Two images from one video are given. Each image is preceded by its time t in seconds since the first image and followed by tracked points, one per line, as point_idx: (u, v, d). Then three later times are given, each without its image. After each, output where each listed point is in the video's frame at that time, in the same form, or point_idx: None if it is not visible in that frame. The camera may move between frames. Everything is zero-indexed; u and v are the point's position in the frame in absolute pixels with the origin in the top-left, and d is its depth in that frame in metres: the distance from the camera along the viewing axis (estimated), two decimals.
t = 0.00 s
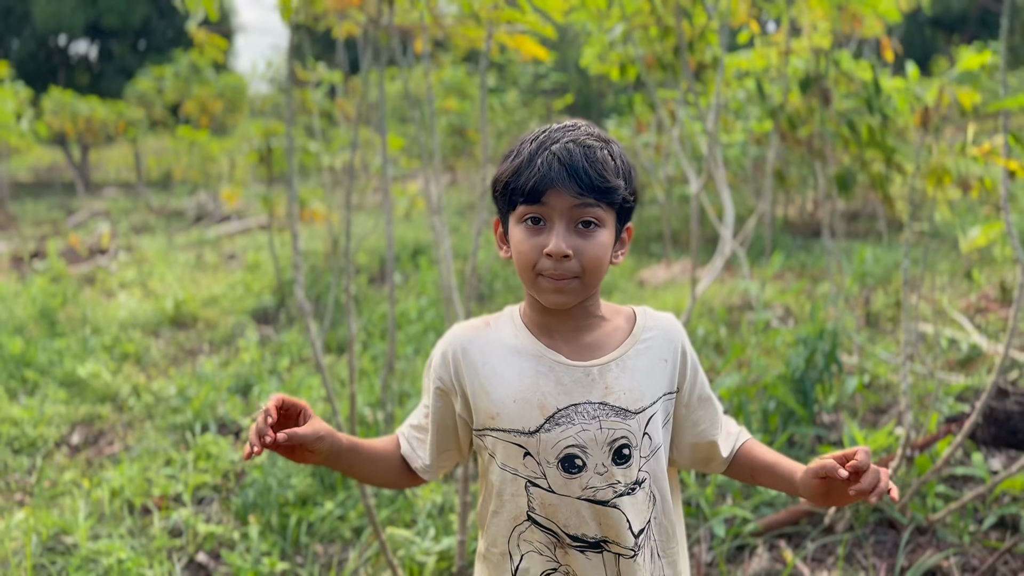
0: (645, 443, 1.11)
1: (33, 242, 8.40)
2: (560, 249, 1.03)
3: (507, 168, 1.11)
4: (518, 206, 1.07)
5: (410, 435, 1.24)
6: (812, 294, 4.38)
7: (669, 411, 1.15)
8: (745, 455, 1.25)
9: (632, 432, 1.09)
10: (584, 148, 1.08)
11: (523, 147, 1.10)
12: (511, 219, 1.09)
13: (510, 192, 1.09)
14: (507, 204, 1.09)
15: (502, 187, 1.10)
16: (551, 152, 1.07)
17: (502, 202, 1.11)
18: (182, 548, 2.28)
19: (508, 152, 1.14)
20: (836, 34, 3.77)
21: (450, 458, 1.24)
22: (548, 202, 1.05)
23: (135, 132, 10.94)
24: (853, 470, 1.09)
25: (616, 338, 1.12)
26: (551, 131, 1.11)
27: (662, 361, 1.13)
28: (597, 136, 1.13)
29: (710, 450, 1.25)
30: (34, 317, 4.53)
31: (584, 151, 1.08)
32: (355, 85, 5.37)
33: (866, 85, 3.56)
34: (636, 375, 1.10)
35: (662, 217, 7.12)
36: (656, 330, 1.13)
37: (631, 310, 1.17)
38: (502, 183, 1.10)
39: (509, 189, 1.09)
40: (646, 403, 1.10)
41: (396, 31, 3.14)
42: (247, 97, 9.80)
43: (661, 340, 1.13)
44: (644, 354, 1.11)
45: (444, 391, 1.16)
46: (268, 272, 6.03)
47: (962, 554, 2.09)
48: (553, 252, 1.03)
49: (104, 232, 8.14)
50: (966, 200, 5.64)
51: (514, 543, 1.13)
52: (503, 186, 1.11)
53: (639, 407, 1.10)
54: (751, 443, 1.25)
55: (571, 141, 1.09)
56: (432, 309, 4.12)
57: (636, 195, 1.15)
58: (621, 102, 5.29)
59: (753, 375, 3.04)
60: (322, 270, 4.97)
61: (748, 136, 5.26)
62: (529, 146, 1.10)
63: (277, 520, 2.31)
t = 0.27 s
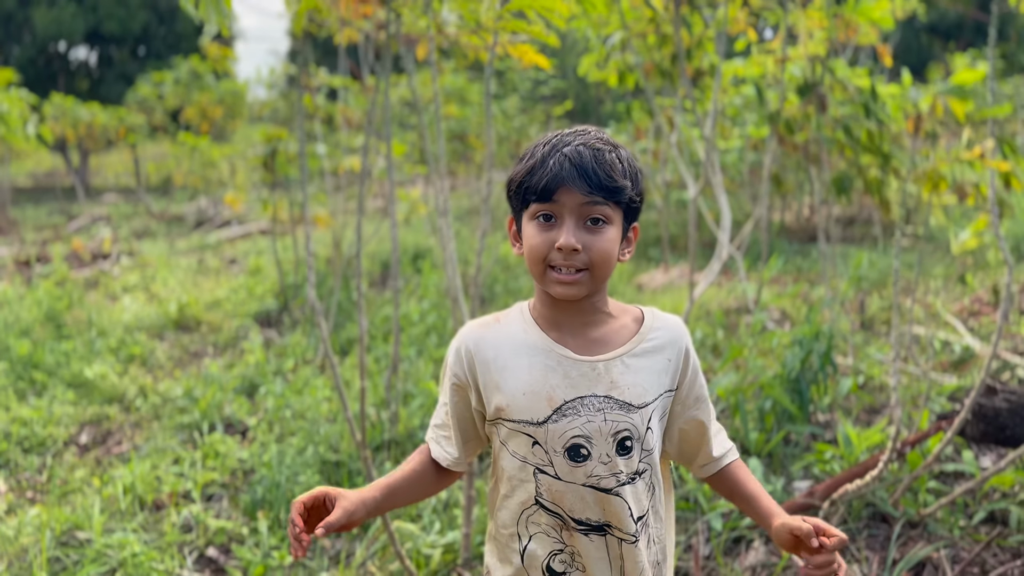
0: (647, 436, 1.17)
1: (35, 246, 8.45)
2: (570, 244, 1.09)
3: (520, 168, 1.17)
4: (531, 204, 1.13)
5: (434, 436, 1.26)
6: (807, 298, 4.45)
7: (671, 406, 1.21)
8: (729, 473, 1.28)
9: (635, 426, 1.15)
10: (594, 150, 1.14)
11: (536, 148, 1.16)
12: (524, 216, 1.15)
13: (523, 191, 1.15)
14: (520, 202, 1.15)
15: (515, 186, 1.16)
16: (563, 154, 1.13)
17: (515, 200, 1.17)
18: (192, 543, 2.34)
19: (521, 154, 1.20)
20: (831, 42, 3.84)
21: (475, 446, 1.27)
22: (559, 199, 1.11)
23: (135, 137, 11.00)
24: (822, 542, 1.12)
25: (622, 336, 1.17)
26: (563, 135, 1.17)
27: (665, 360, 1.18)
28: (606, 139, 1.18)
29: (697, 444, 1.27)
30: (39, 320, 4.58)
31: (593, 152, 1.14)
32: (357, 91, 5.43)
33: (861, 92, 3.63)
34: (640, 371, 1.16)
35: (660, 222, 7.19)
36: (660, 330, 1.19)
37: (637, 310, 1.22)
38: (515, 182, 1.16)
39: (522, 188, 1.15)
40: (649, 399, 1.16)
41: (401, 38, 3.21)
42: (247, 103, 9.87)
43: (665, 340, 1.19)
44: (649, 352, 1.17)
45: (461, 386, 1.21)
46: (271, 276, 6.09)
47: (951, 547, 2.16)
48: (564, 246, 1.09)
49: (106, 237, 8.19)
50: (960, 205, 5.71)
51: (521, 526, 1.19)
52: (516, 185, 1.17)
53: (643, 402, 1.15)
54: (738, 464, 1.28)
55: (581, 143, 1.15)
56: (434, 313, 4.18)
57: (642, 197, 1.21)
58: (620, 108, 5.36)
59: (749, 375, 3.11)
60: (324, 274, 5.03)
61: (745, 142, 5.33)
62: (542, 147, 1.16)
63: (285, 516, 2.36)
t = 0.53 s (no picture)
0: (646, 426, 1.21)
1: (37, 250, 8.49)
2: (574, 226, 1.13)
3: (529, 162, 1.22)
4: (538, 193, 1.18)
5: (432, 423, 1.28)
6: (804, 301, 4.49)
7: (669, 397, 1.25)
8: (728, 465, 1.31)
9: (635, 416, 1.20)
10: (600, 146, 1.19)
11: (545, 143, 1.21)
12: (531, 207, 1.19)
13: (530, 181, 1.19)
14: (528, 193, 1.20)
15: (524, 178, 1.21)
16: (570, 146, 1.18)
17: (523, 192, 1.22)
18: (198, 540, 2.37)
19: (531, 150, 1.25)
20: (829, 48, 3.88)
21: (472, 435, 1.30)
22: (565, 186, 1.15)
23: (136, 142, 11.04)
24: (804, 520, 1.13)
25: (623, 329, 1.22)
26: (570, 132, 1.22)
27: (664, 353, 1.23)
28: (612, 139, 1.24)
29: (695, 435, 1.31)
30: (43, 323, 4.61)
31: (600, 147, 1.19)
32: (358, 96, 5.48)
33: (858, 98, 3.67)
34: (640, 363, 1.20)
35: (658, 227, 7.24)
36: (659, 324, 1.24)
37: (638, 305, 1.27)
38: (524, 175, 1.21)
39: (529, 179, 1.20)
40: (648, 390, 1.21)
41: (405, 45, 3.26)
42: (248, 108, 9.92)
43: (664, 333, 1.23)
44: (648, 344, 1.22)
45: (466, 374, 1.24)
46: (272, 280, 6.13)
47: (945, 543, 2.20)
48: (568, 228, 1.13)
49: (107, 241, 8.23)
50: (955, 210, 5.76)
51: (525, 512, 1.23)
52: (524, 179, 1.22)
53: (642, 393, 1.20)
54: (737, 458, 1.31)
55: (589, 139, 1.20)
56: (435, 316, 4.22)
57: (643, 199, 1.26)
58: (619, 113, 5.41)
59: (747, 377, 3.15)
60: (326, 278, 5.07)
61: (743, 147, 5.39)
62: (550, 142, 1.21)
63: (290, 514, 2.40)
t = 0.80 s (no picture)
0: (643, 419, 1.24)
1: (38, 254, 8.52)
2: (573, 236, 1.15)
3: (528, 169, 1.23)
4: (537, 202, 1.19)
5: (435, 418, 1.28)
6: (801, 304, 4.53)
7: (665, 392, 1.28)
8: (713, 442, 1.29)
9: (631, 409, 1.23)
10: (597, 154, 1.21)
11: (543, 150, 1.22)
12: (530, 214, 1.21)
13: (529, 189, 1.21)
14: (527, 200, 1.21)
15: (523, 185, 1.22)
16: (569, 155, 1.19)
17: (522, 198, 1.24)
18: (201, 538, 2.40)
19: (529, 156, 1.26)
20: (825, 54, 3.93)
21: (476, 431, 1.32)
22: (564, 197, 1.17)
23: (137, 146, 11.09)
24: (777, 431, 1.13)
25: (620, 326, 1.25)
26: (568, 139, 1.24)
27: (659, 348, 1.26)
28: (608, 144, 1.25)
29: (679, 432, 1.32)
30: (45, 325, 4.64)
31: (597, 155, 1.20)
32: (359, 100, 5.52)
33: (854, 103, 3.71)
34: (636, 358, 1.24)
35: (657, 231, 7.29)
36: (655, 320, 1.27)
37: (634, 303, 1.30)
38: (523, 182, 1.22)
39: (528, 186, 1.21)
40: (644, 384, 1.24)
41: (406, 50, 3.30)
42: (248, 112, 9.97)
43: (660, 330, 1.27)
44: (643, 340, 1.25)
45: (468, 372, 1.27)
46: (272, 283, 6.17)
47: (938, 542, 2.23)
48: (568, 238, 1.15)
49: (108, 244, 8.27)
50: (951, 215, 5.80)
51: (525, 503, 1.26)
52: (523, 186, 1.23)
53: (638, 386, 1.23)
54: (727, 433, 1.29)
55: (585, 146, 1.21)
56: (435, 318, 4.25)
57: (639, 201, 1.28)
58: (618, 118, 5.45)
59: (743, 378, 3.19)
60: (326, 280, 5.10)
61: (741, 151, 5.43)
62: (548, 149, 1.22)
63: (291, 513, 2.43)
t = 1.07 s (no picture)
0: (638, 416, 1.26)
1: (38, 255, 8.55)
2: (571, 231, 1.17)
3: (526, 165, 1.26)
4: (535, 197, 1.22)
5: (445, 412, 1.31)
6: (798, 306, 4.55)
7: (659, 389, 1.30)
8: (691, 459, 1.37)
9: (626, 406, 1.25)
10: (595, 150, 1.23)
11: (542, 146, 1.25)
12: (528, 209, 1.23)
13: (528, 184, 1.23)
14: (525, 195, 1.24)
15: (521, 181, 1.24)
16: (567, 151, 1.21)
17: (520, 193, 1.26)
18: (201, 535, 2.42)
19: (527, 152, 1.29)
20: (822, 57, 3.96)
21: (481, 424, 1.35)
22: (561, 192, 1.19)
23: (138, 148, 11.12)
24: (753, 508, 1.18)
25: (615, 325, 1.27)
26: (566, 136, 1.26)
27: (654, 346, 1.28)
28: (605, 142, 1.28)
29: (672, 430, 1.37)
30: (46, 325, 4.66)
31: (594, 151, 1.23)
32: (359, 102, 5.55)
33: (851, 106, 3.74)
34: (631, 357, 1.26)
35: (655, 234, 7.32)
36: (650, 319, 1.29)
37: (629, 301, 1.32)
38: (521, 177, 1.24)
39: (527, 182, 1.23)
40: (639, 382, 1.26)
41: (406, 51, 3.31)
42: (249, 115, 10.00)
43: (654, 328, 1.29)
44: (638, 339, 1.27)
45: (468, 368, 1.29)
46: (272, 284, 6.19)
47: (931, 540, 2.26)
48: (565, 233, 1.17)
49: (109, 246, 8.29)
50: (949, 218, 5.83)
51: (521, 499, 1.28)
52: (522, 182, 1.26)
53: (633, 384, 1.25)
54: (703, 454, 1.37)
55: (583, 144, 1.24)
56: (434, 319, 4.27)
57: (635, 198, 1.30)
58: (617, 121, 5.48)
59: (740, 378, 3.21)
60: (326, 282, 5.12)
61: (739, 154, 5.46)
62: (547, 146, 1.24)
63: (291, 510, 2.45)
